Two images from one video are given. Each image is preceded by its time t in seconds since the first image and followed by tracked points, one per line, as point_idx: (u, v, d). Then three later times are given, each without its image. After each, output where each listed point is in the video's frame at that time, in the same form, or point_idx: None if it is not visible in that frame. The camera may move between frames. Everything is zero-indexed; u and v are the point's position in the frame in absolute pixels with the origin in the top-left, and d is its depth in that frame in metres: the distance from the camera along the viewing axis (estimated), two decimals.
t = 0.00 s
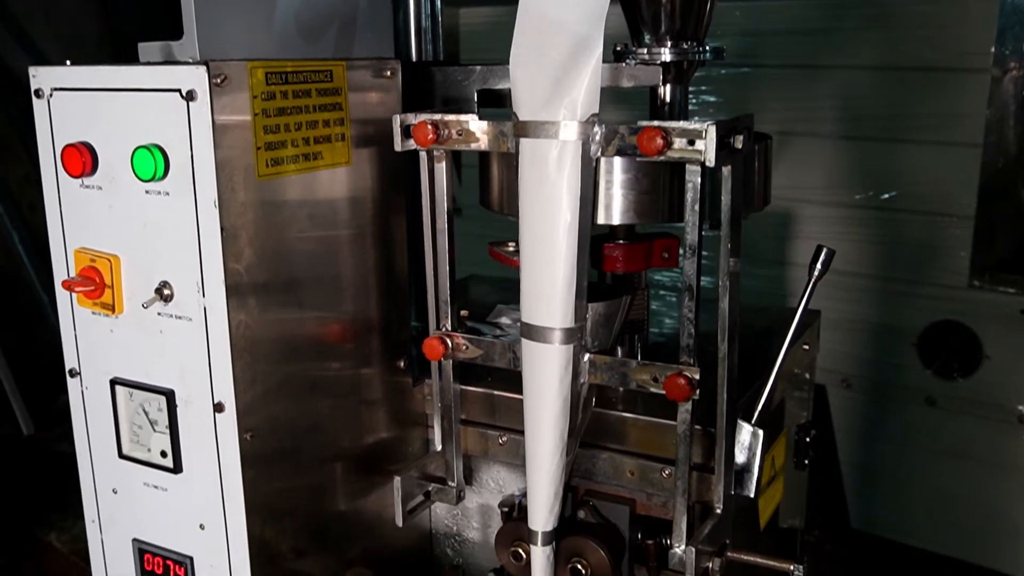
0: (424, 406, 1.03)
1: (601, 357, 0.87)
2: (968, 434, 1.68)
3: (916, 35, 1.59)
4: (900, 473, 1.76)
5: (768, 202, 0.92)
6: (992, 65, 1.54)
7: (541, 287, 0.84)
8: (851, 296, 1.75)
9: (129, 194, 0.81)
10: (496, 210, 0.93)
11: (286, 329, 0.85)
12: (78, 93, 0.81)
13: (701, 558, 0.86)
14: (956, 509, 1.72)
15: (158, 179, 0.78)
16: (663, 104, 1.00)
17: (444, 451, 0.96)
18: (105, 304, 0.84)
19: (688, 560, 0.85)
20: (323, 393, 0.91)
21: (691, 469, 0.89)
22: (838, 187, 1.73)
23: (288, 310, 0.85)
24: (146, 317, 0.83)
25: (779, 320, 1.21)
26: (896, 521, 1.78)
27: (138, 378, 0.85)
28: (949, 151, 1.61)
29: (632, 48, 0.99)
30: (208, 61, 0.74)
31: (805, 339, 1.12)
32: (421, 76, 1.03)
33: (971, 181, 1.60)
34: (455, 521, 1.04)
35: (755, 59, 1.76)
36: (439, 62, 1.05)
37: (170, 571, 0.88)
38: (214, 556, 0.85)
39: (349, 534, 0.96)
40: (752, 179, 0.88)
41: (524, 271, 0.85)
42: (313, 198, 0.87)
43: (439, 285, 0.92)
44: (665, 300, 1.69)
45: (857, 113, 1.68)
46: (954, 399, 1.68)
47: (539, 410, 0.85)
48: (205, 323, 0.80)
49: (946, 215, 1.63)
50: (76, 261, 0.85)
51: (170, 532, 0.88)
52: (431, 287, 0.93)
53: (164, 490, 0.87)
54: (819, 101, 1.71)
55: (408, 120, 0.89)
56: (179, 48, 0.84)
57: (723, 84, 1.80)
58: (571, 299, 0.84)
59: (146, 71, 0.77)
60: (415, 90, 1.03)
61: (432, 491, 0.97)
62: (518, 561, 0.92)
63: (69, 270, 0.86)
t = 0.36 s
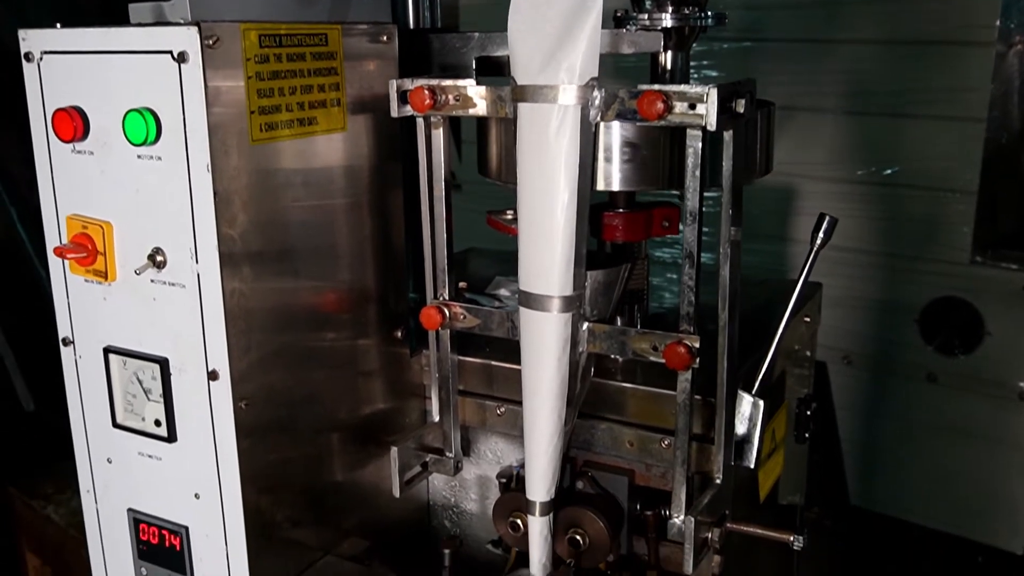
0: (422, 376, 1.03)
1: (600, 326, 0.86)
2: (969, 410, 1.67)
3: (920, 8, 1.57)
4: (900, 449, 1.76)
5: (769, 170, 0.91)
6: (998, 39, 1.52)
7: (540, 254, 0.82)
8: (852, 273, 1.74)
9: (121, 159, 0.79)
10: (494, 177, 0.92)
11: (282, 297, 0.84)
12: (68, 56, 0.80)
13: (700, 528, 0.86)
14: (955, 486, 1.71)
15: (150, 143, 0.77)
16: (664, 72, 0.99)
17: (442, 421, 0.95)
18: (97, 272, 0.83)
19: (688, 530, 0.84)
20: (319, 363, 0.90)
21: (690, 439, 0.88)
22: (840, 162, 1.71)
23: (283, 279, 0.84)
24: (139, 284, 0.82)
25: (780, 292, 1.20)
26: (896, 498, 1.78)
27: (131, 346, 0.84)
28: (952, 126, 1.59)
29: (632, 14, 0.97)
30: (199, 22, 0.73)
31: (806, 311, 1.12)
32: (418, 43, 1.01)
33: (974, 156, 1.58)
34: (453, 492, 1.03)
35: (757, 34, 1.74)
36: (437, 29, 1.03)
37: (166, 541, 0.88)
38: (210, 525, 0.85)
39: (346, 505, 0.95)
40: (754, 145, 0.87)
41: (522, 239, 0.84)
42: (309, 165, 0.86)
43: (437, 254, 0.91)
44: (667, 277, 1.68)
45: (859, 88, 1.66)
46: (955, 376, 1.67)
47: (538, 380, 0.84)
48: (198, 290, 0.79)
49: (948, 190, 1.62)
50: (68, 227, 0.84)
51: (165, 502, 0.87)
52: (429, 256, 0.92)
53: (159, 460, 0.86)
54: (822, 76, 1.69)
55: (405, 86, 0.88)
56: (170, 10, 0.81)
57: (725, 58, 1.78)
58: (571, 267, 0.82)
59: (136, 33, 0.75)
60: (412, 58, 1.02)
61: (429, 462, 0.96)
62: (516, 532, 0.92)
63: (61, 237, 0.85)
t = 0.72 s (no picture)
0: (419, 347, 1.02)
1: (599, 293, 0.85)
2: (970, 388, 1.66)
3: None
4: (900, 426, 1.75)
5: (771, 136, 0.90)
6: (1003, 13, 1.50)
7: (538, 221, 0.81)
8: (853, 250, 1.72)
9: (112, 121, 0.78)
10: (492, 143, 0.90)
11: (276, 264, 0.83)
12: (57, 16, 0.78)
13: (700, 498, 0.85)
14: (955, 464, 1.71)
15: (141, 105, 0.76)
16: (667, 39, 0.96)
17: (439, 391, 0.94)
18: (89, 237, 0.82)
19: (688, 499, 0.83)
20: (316, 333, 0.89)
21: (690, 408, 0.87)
22: (842, 138, 1.69)
23: (278, 247, 0.83)
24: (131, 249, 0.81)
25: (781, 264, 1.19)
26: (897, 475, 1.77)
27: (124, 313, 0.83)
28: (956, 101, 1.57)
29: None
30: None
31: (808, 283, 1.11)
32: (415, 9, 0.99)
33: (978, 132, 1.57)
34: (451, 463, 1.03)
35: (759, 8, 1.71)
36: None
37: (160, 510, 0.87)
38: (205, 494, 0.84)
39: (343, 475, 0.95)
40: (756, 110, 0.86)
41: (520, 205, 0.82)
42: (304, 131, 0.84)
43: (434, 222, 0.90)
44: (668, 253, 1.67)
45: (862, 62, 1.64)
46: (957, 353, 1.66)
47: (537, 348, 0.83)
48: (191, 255, 0.77)
49: (951, 166, 1.60)
50: (59, 192, 0.83)
51: (160, 470, 0.86)
52: (426, 224, 0.91)
53: (153, 428, 0.85)
54: (826, 51, 1.67)
55: (402, 49, 0.86)
56: None
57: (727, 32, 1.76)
58: (570, 232, 0.81)
59: None
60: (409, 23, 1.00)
61: (427, 432, 0.95)
62: (513, 502, 0.91)
63: (52, 201, 0.84)
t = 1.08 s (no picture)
0: (418, 315, 1.01)
1: (599, 258, 0.84)
2: (973, 364, 1.64)
3: None
4: (902, 403, 1.74)
5: (775, 101, 0.88)
6: None
7: (538, 185, 0.80)
8: (855, 225, 1.71)
9: (102, 82, 0.76)
10: (491, 107, 0.89)
11: (271, 230, 0.81)
12: None
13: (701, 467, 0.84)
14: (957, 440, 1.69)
15: (131, 65, 0.74)
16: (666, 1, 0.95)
17: (438, 360, 0.93)
18: (81, 201, 0.81)
19: (688, 469, 0.82)
20: (312, 300, 0.88)
21: (692, 376, 0.86)
22: (844, 112, 1.67)
23: (273, 212, 0.81)
24: (123, 212, 0.79)
25: (784, 233, 1.17)
26: (898, 451, 1.77)
27: (117, 279, 0.82)
28: (960, 74, 1.55)
29: None
30: None
31: (811, 252, 1.09)
32: None
33: (983, 105, 1.54)
34: (450, 433, 1.02)
35: None
36: None
37: (156, 478, 0.86)
38: (199, 462, 0.83)
39: (341, 444, 0.94)
40: (760, 72, 0.84)
41: (520, 169, 0.81)
42: (299, 94, 0.82)
43: (432, 188, 0.88)
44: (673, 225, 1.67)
45: (866, 35, 1.62)
46: (959, 329, 1.64)
47: (537, 315, 0.82)
48: (184, 218, 0.76)
49: (955, 140, 1.58)
50: (50, 155, 0.81)
51: (154, 438, 0.85)
52: (424, 189, 0.89)
53: (147, 395, 0.84)
54: (829, 23, 1.65)
55: (399, 10, 0.84)
56: None
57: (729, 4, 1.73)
58: (571, 197, 0.80)
59: None
60: None
61: (425, 401, 0.94)
62: (513, 471, 0.90)
63: (42, 164, 0.82)
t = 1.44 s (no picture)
0: (417, 281, 0.99)
1: (601, 221, 0.82)
2: (976, 338, 1.63)
3: None
4: (904, 377, 1.73)
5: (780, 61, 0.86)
6: None
7: (539, 145, 0.78)
8: (858, 198, 1.69)
9: (92, 37, 0.75)
10: (491, 66, 0.87)
11: (267, 190, 0.80)
12: None
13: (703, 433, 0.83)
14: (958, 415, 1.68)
15: (123, 19, 0.73)
16: None
17: (437, 324, 0.91)
18: (73, 159, 0.79)
19: (691, 434, 0.81)
20: (310, 263, 0.86)
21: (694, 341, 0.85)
22: (848, 84, 1.65)
23: (269, 172, 0.80)
24: (116, 171, 0.78)
25: (790, 202, 1.15)
26: (899, 426, 1.76)
27: (110, 239, 0.80)
28: (966, 45, 1.52)
29: None
30: None
31: (816, 220, 1.07)
32: None
33: (989, 76, 1.52)
34: (449, 400, 1.01)
35: None
36: None
37: (151, 442, 0.85)
38: (195, 425, 0.82)
39: (339, 410, 0.93)
40: (765, 31, 0.82)
41: (520, 129, 0.79)
42: (295, 51, 0.81)
43: (432, 149, 0.87)
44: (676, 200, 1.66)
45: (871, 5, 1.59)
46: (962, 303, 1.63)
47: (537, 278, 0.81)
48: (178, 176, 0.74)
49: (960, 112, 1.56)
50: (41, 113, 0.80)
51: (149, 402, 0.84)
52: (423, 151, 0.87)
53: (142, 358, 0.83)
54: None
55: None
56: None
57: None
58: (572, 157, 0.78)
59: None
60: None
61: (425, 367, 0.93)
62: (513, 437, 0.89)
63: (34, 123, 0.81)
